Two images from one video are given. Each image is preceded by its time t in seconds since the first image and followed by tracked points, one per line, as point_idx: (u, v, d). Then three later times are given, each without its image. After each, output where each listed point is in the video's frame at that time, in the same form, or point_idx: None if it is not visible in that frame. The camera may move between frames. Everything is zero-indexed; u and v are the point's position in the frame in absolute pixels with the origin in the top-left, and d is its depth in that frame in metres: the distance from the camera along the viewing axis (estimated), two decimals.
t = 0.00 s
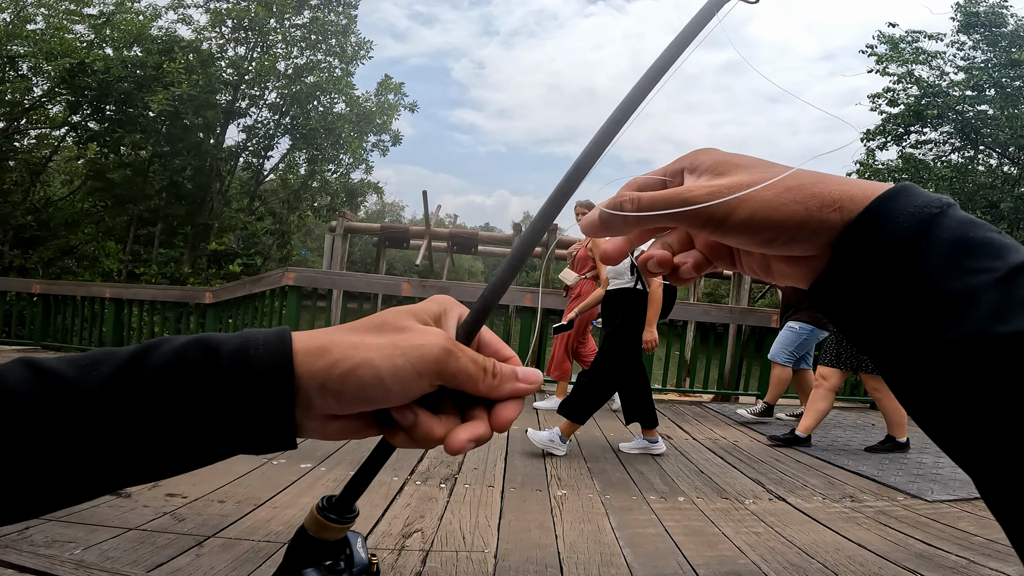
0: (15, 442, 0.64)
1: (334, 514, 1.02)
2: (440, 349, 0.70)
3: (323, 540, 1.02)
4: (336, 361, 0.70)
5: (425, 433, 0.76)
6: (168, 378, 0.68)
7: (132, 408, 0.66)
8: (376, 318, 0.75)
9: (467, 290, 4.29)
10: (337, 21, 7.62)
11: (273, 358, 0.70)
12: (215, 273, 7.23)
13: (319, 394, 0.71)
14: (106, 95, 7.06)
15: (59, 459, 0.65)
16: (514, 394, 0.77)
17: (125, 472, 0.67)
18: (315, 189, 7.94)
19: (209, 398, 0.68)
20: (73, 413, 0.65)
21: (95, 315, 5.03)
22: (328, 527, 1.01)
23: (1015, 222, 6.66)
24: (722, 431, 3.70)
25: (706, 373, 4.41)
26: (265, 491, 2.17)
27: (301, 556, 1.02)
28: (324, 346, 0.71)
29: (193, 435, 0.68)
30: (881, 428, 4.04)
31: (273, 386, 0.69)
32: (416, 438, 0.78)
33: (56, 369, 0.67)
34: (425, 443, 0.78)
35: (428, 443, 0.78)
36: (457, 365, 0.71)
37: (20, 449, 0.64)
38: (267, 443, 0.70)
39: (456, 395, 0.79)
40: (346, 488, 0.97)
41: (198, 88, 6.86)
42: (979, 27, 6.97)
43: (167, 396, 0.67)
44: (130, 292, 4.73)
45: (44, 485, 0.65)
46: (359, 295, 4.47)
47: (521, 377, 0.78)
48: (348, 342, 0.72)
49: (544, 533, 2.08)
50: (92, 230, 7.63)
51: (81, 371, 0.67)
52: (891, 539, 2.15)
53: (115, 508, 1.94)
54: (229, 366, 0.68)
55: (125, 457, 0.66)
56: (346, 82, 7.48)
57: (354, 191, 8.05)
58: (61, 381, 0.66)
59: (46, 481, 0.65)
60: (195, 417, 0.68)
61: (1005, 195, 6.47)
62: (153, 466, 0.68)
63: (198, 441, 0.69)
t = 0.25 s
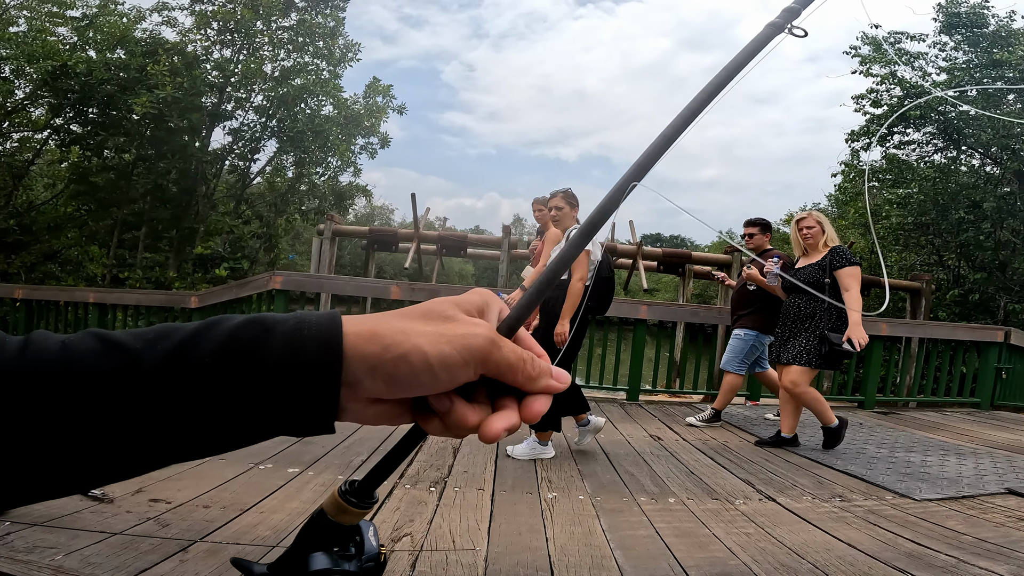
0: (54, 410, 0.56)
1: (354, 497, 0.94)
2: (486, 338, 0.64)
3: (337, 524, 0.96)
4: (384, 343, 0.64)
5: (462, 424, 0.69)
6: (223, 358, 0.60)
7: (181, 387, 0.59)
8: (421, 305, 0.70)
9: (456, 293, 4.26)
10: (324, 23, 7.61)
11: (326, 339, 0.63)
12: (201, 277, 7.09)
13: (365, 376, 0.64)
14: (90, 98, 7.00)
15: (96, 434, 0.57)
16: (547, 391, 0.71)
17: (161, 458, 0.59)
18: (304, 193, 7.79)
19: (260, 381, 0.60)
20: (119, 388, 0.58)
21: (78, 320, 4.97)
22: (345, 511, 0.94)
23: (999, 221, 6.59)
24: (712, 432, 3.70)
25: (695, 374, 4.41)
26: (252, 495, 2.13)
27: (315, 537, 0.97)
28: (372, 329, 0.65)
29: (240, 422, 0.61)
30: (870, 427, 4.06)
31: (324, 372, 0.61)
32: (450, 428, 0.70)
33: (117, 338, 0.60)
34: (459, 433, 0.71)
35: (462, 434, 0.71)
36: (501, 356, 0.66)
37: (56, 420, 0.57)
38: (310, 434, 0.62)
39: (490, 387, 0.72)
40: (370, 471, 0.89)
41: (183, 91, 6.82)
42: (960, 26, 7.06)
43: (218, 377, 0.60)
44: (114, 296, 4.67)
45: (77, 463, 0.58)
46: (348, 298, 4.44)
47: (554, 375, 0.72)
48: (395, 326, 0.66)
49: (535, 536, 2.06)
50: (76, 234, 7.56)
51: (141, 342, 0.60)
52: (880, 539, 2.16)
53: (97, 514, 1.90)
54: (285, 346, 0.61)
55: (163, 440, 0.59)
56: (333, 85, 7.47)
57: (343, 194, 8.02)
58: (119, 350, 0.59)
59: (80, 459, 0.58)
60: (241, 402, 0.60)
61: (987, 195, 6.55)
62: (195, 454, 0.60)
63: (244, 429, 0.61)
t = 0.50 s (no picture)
0: (100, 396, 0.60)
1: (378, 494, 0.94)
2: (497, 334, 0.69)
3: (365, 521, 0.95)
4: (403, 339, 0.68)
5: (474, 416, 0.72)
6: (256, 352, 0.65)
7: (219, 380, 0.63)
8: (436, 305, 0.75)
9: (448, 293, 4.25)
10: (317, 24, 7.60)
11: (352, 335, 0.67)
12: (192, 279, 7.03)
13: (387, 368, 0.68)
14: (80, 99, 6.99)
15: (181, 428, 0.62)
16: (552, 386, 0.75)
17: (195, 443, 0.63)
18: (296, 194, 7.81)
19: (288, 373, 0.64)
20: (161, 378, 0.61)
21: (69, 322, 4.94)
22: (371, 509, 0.93)
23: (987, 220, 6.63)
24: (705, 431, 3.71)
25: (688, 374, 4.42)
26: (243, 495, 2.13)
27: (344, 536, 0.96)
28: (392, 325, 0.69)
29: (268, 411, 0.65)
30: (861, 426, 4.08)
31: (347, 366, 0.65)
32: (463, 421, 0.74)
33: (159, 331, 0.64)
34: (471, 427, 0.75)
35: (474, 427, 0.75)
36: (510, 351, 0.70)
37: (100, 405, 0.60)
38: (332, 423, 0.66)
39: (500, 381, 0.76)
40: (394, 465, 0.91)
41: (174, 92, 6.80)
42: (949, 27, 7.10)
43: (251, 369, 0.64)
44: (105, 298, 4.66)
45: (115, 447, 0.61)
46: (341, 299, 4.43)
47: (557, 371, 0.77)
48: (413, 323, 0.70)
49: (527, 534, 2.06)
50: (66, 236, 7.52)
51: (183, 335, 0.64)
52: (868, 536, 2.17)
53: (87, 514, 1.90)
54: (311, 341, 0.65)
55: (198, 427, 0.63)
56: (326, 86, 7.45)
57: (336, 196, 7.95)
58: (162, 342, 0.63)
59: (117, 443, 0.61)
60: (271, 393, 0.64)
61: (977, 195, 6.58)
62: (225, 441, 0.64)
63: (271, 418, 0.65)
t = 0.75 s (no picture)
0: (95, 414, 0.57)
1: (370, 503, 0.94)
2: (487, 349, 0.69)
3: (357, 530, 0.95)
4: (394, 354, 0.68)
5: (465, 427, 0.73)
6: (249, 367, 0.64)
7: (214, 393, 0.62)
8: (424, 318, 0.74)
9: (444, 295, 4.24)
10: (311, 25, 7.58)
11: (344, 351, 0.66)
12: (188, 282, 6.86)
13: (379, 384, 0.68)
14: (73, 101, 6.96)
15: (168, 444, 0.60)
16: (541, 397, 0.76)
17: (186, 458, 0.62)
18: (291, 195, 7.85)
19: (282, 388, 0.64)
20: (152, 393, 0.59)
21: (63, 324, 4.93)
22: (363, 518, 0.93)
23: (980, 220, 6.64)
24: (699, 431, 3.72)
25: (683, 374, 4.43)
26: (238, 497, 2.12)
27: (336, 545, 0.95)
28: (382, 340, 0.69)
29: (262, 425, 0.64)
30: (855, 424, 4.09)
31: (341, 381, 0.65)
32: (453, 432, 0.74)
33: (145, 345, 0.62)
34: (462, 437, 0.75)
35: (465, 436, 0.75)
36: (500, 365, 0.71)
37: (87, 421, 0.57)
38: (326, 437, 0.66)
39: (490, 393, 0.76)
40: (385, 475, 0.90)
41: (168, 93, 6.78)
42: (941, 26, 7.13)
43: (244, 384, 0.63)
44: (98, 300, 4.64)
45: (102, 464, 0.58)
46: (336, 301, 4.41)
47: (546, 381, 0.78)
48: (402, 338, 0.70)
49: (522, 535, 2.06)
50: (60, 238, 7.50)
51: (170, 350, 0.62)
52: (863, 535, 2.17)
53: (80, 516, 1.88)
54: (304, 356, 0.65)
55: (190, 442, 0.61)
56: (321, 87, 7.44)
57: (331, 198, 7.94)
58: (151, 356, 0.61)
59: (106, 460, 0.58)
60: (265, 407, 0.64)
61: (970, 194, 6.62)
62: (216, 456, 0.63)
63: (268, 432, 0.65)
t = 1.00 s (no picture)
0: (81, 424, 0.59)
1: (367, 516, 0.94)
2: (487, 355, 0.68)
3: (354, 542, 0.94)
4: (390, 362, 0.67)
5: (465, 436, 0.72)
6: (235, 377, 0.64)
7: (200, 402, 0.62)
8: (422, 325, 0.73)
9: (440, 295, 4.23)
10: (306, 26, 7.57)
11: (338, 360, 0.66)
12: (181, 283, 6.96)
13: (375, 392, 0.67)
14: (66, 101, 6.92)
15: (156, 452, 0.61)
16: (544, 404, 0.75)
17: (170, 470, 0.62)
18: (286, 197, 7.84)
19: (270, 398, 0.64)
20: (135, 404, 0.60)
21: (56, 327, 4.90)
22: (360, 530, 0.93)
23: (973, 218, 6.67)
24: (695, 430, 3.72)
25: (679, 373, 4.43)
26: (233, 498, 2.10)
27: (334, 556, 0.95)
28: (378, 349, 0.68)
29: (250, 435, 0.64)
30: (850, 423, 4.09)
31: (335, 390, 0.65)
32: (454, 441, 0.74)
33: (131, 355, 0.63)
34: (463, 446, 0.74)
35: (466, 446, 0.74)
36: (500, 372, 0.70)
37: (71, 431, 0.59)
38: (318, 447, 0.66)
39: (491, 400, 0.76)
40: (384, 486, 0.90)
41: (160, 94, 6.75)
42: (932, 27, 7.18)
43: (231, 394, 0.63)
44: (91, 303, 4.62)
45: (85, 473, 0.60)
46: (330, 303, 4.40)
47: (549, 388, 0.77)
48: (399, 346, 0.69)
49: (519, 535, 2.05)
50: (52, 240, 7.46)
51: (157, 360, 0.63)
52: (859, 534, 2.17)
53: (73, 518, 1.87)
54: (293, 366, 0.65)
55: (174, 452, 0.62)
56: (315, 88, 7.44)
57: (325, 198, 7.94)
58: (135, 367, 0.62)
59: (88, 469, 0.60)
60: (253, 417, 0.64)
61: (963, 193, 6.64)
62: (202, 466, 0.63)
63: (259, 440, 0.65)
